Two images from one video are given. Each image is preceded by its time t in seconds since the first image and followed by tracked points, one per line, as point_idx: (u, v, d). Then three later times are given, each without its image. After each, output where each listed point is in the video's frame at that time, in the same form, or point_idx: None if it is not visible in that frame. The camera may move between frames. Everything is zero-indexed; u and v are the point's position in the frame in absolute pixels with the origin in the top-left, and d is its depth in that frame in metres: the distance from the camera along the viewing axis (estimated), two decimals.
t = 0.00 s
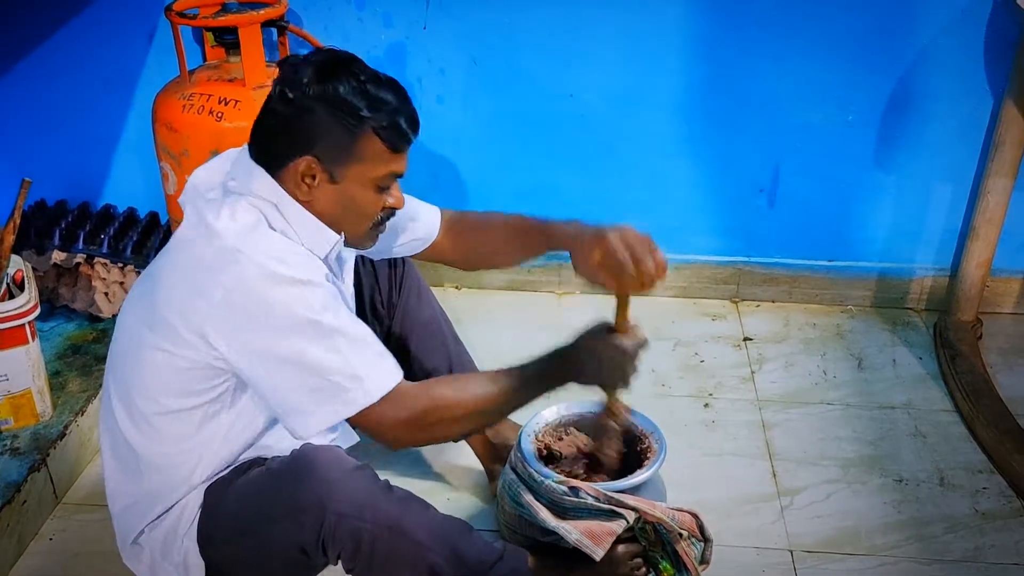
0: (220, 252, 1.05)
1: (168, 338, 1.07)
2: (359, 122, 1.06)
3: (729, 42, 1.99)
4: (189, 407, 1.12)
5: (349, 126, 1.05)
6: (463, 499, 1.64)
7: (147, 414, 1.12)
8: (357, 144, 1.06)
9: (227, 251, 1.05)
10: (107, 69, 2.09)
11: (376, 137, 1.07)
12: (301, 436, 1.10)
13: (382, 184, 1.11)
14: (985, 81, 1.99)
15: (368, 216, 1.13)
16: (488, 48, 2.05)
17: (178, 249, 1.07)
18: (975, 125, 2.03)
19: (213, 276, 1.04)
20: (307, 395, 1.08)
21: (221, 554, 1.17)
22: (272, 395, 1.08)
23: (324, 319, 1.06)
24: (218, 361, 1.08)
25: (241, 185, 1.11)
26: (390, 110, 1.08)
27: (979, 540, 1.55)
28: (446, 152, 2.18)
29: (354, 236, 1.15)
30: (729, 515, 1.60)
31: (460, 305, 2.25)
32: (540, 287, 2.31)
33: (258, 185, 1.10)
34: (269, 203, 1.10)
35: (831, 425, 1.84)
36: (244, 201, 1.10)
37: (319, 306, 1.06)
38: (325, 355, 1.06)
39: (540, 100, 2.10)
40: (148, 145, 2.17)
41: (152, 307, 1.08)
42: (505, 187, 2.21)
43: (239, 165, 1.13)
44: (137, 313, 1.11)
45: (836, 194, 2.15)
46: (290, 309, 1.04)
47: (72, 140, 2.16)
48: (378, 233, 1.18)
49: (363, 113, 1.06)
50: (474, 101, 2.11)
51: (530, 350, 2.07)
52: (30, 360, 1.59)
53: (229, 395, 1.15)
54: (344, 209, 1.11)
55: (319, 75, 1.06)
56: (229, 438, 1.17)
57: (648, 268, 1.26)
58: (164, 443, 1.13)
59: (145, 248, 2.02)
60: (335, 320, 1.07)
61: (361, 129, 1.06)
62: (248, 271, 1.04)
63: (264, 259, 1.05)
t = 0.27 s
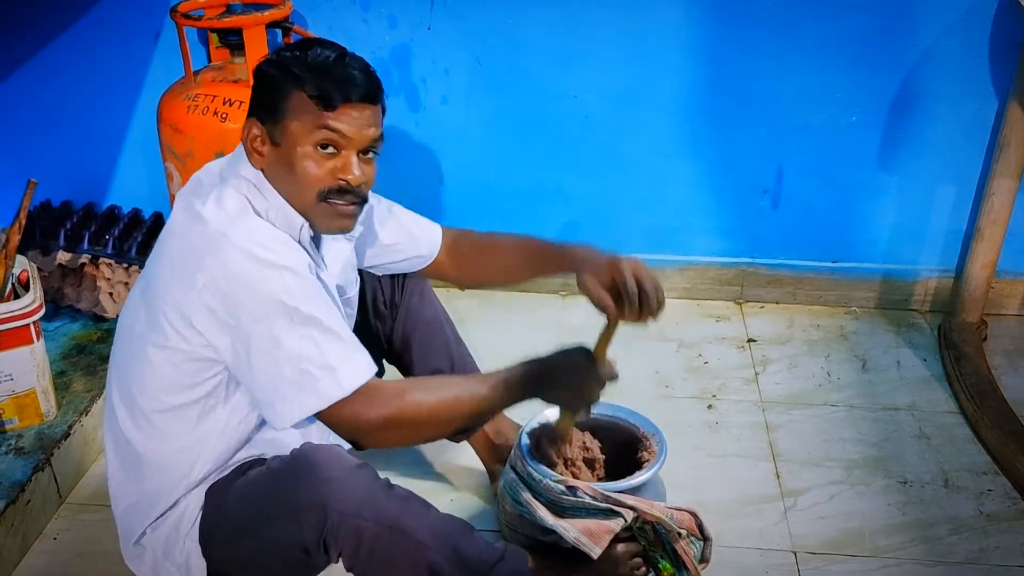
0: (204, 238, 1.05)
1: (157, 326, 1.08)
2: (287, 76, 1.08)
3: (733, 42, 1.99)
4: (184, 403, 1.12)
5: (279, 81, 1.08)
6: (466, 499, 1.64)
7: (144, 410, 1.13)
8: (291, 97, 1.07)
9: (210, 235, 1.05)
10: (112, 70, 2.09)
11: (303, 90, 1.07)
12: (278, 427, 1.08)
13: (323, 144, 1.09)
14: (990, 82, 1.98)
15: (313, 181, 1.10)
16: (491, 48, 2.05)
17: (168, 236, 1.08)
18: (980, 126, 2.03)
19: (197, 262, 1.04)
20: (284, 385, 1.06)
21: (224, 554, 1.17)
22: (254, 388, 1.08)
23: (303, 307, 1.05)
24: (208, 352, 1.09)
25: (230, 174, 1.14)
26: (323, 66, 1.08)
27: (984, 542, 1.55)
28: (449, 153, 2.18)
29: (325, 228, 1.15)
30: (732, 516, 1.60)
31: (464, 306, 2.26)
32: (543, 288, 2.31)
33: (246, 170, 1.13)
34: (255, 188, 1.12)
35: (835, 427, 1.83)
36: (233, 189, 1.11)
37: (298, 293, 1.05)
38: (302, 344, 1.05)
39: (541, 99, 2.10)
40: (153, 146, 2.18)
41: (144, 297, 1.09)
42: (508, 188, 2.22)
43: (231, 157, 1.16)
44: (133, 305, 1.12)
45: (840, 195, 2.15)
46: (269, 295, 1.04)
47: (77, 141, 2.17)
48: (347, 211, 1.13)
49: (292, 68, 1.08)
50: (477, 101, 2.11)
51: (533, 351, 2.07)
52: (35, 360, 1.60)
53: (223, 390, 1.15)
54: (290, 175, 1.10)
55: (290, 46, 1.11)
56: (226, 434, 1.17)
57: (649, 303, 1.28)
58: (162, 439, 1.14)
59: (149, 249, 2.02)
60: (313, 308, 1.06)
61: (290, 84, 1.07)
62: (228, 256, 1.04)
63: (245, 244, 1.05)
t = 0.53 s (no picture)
0: (223, 254, 1.05)
1: (175, 338, 1.08)
2: (292, 80, 1.08)
3: (733, 42, 1.99)
4: (195, 405, 1.13)
5: (283, 85, 1.09)
6: (466, 498, 1.64)
7: (150, 412, 1.13)
8: (291, 99, 1.08)
9: (229, 252, 1.05)
10: (112, 69, 2.09)
11: (305, 93, 1.07)
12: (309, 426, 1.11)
13: (324, 144, 1.08)
14: (989, 81, 1.98)
15: (314, 183, 1.09)
16: (491, 48, 2.05)
17: (183, 247, 1.08)
18: (979, 125, 2.03)
19: (215, 278, 1.04)
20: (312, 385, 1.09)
21: (224, 551, 1.17)
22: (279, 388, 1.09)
23: (326, 319, 1.06)
24: (221, 357, 1.09)
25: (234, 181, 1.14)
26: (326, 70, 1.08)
27: (983, 540, 1.55)
28: (449, 153, 2.18)
29: (327, 232, 1.14)
30: (732, 515, 1.60)
31: (463, 306, 2.25)
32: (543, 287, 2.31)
33: (250, 177, 1.13)
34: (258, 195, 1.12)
35: (835, 425, 1.83)
36: (244, 200, 1.10)
37: (318, 305, 1.06)
38: (324, 348, 1.07)
39: (544, 100, 2.10)
40: (152, 145, 2.18)
41: (157, 308, 1.09)
42: (508, 188, 2.22)
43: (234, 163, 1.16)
44: (144, 314, 1.11)
45: (840, 194, 2.15)
46: (290, 310, 1.05)
47: (76, 140, 2.17)
48: (347, 213, 1.12)
49: (297, 72, 1.08)
50: (476, 101, 2.11)
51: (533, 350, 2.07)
52: (34, 359, 1.60)
53: (233, 391, 1.15)
54: (290, 178, 1.10)
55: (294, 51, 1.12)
56: (237, 434, 1.17)
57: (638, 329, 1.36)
58: (167, 440, 1.14)
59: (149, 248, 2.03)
60: (334, 318, 1.06)
61: (292, 88, 1.08)
62: (251, 273, 1.04)
63: (266, 260, 1.04)
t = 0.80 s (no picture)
0: (207, 247, 1.04)
1: (159, 333, 1.08)
2: (291, 83, 1.08)
3: (729, 42, 2.00)
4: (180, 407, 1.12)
5: (282, 87, 1.09)
6: (462, 499, 1.64)
7: (140, 412, 1.12)
8: (291, 103, 1.08)
9: (212, 245, 1.04)
10: (107, 71, 2.09)
11: (306, 97, 1.07)
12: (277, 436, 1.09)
13: (322, 149, 1.08)
14: (984, 82, 1.99)
15: (312, 188, 1.09)
16: (487, 49, 2.05)
17: (170, 241, 1.08)
18: (975, 126, 2.03)
19: (197, 271, 1.04)
20: (283, 397, 1.06)
21: (219, 553, 1.17)
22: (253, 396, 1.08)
23: (302, 322, 1.05)
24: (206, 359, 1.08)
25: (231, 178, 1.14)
26: (326, 74, 1.08)
27: (978, 540, 1.55)
28: (444, 154, 2.18)
29: (320, 236, 1.13)
30: (729, 516, 1.60)
31: (460, 307, 2.26)
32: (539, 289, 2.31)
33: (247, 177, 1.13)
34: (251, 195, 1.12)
35: (831, 426, 1.83)
36: (233, 196, 1.10)
37: (297, 309, 1.05)
38: (301, 355, 1.06)
39: (540, 101, 2.10)
40: (148, 147, 2.17)
41: (144, 302, 1.09)
42: (504, 189, 2.22)
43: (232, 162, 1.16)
44: (133, 308, 1.11)
45: (836, 195, 2.15)
46: (267, 310, 1.04)
47: (72, 142, 2.17)
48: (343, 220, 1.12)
49: (296, 74, 1.08)
50: (472, 102, 2.11)
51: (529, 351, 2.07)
52: (30, 362, 1.59)
53: (217, 396, 1.14)
54: (288, 183, 1.10)
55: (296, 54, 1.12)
56: (220, 439, 1.17)
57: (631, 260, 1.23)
58: (155, 441, 1.14)
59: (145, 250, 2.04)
60: (313, 323, 1.06)
61: (292, 91, 1.08)
62: (232, 267, 1.03)
63: (247, 256, 1.04)
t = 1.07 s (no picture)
0: (219, 261, 1.05)
1: (167, 347, 1.08)
2: (293, 89, 1.08)
3: (728, 45, 2.00)
4: (188, 416, 1.12)
5: (283, 93, 1.09)
6: (463, 503, 1.64)
7: (146, 420, 1.12)
8: (292, 108, 1.08)
9: (224, 260, 1.05)
10: (108, 74, 2.09)
11: (307, 101, 1.08)
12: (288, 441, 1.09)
13: (324, 153, 1.08)
14: (983, 84, 1.99)
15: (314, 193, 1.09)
16: (487, 52, 2.05)
17: (179, 255, 1.08)
18: (973, 129, 2.04)
19: (208, 285, 1.04)
20: (296, 402, 1.07)
21: (222, 558, 1.17)
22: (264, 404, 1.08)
23: (315, 332, 1.06)
24: (215, 369, 1.09)
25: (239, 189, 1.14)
26: (327, 78, 1.08)
27: (977, 543, 1.55)
28: (445, 157, 2.19)
29: (324, 240, 1.13)
30: (729, 519, 1.60)
31: (460, 309, 2.26)
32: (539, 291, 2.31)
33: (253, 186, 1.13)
34: (259, 205, 1.12)
35: (830, 429, 1.84)
36: (242, 210, 1.11)
37: (310, 319, 1.06)
38: (312, 365, 1.06)
39: (541, 104, 2.10)
40: (148, 149, 2.17)
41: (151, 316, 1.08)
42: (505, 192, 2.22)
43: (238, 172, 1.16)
44: (138, 322, 1.11)
45: (836, 198, 2.15)
46: (281, 322, 1.04)
47: (72, 145, 2.17)
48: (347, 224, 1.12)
49: (297, 80, 1.08)
50: (472, 104, 2.11)
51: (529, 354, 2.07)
52: (29, 364, 1.59)
53: (225, 405, 1.15)
54: (290, 187, 1.10)
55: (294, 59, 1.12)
56: (228, 446, 1.17)
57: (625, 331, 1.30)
58: (161, 449, 1.14)
59: (144, 252, 2.03)
60: (324, 331, 1.07)
61: (293, 96, 1.08)
62: (246, 282, 1.04)
63: (261, 269, 1.05)
